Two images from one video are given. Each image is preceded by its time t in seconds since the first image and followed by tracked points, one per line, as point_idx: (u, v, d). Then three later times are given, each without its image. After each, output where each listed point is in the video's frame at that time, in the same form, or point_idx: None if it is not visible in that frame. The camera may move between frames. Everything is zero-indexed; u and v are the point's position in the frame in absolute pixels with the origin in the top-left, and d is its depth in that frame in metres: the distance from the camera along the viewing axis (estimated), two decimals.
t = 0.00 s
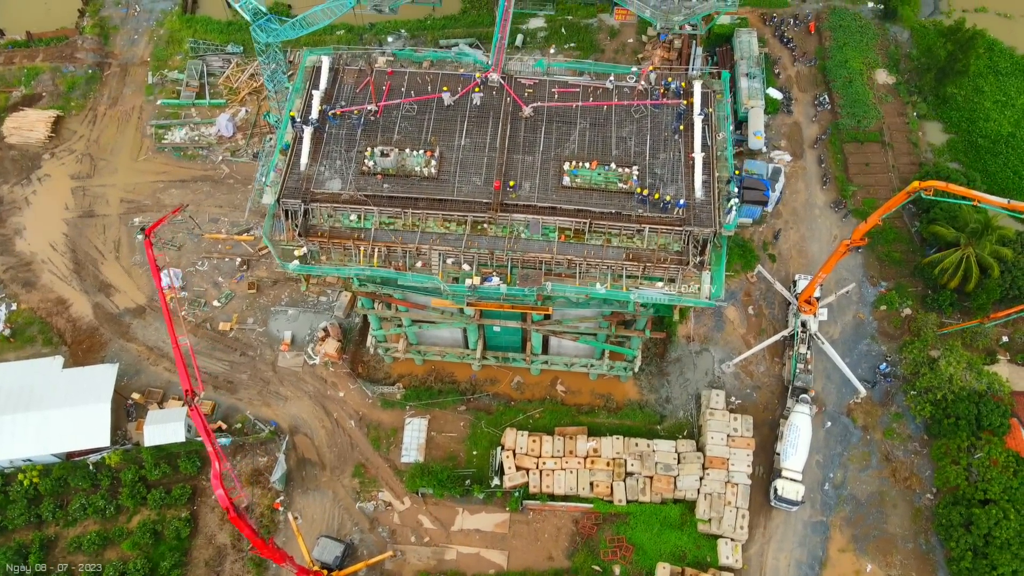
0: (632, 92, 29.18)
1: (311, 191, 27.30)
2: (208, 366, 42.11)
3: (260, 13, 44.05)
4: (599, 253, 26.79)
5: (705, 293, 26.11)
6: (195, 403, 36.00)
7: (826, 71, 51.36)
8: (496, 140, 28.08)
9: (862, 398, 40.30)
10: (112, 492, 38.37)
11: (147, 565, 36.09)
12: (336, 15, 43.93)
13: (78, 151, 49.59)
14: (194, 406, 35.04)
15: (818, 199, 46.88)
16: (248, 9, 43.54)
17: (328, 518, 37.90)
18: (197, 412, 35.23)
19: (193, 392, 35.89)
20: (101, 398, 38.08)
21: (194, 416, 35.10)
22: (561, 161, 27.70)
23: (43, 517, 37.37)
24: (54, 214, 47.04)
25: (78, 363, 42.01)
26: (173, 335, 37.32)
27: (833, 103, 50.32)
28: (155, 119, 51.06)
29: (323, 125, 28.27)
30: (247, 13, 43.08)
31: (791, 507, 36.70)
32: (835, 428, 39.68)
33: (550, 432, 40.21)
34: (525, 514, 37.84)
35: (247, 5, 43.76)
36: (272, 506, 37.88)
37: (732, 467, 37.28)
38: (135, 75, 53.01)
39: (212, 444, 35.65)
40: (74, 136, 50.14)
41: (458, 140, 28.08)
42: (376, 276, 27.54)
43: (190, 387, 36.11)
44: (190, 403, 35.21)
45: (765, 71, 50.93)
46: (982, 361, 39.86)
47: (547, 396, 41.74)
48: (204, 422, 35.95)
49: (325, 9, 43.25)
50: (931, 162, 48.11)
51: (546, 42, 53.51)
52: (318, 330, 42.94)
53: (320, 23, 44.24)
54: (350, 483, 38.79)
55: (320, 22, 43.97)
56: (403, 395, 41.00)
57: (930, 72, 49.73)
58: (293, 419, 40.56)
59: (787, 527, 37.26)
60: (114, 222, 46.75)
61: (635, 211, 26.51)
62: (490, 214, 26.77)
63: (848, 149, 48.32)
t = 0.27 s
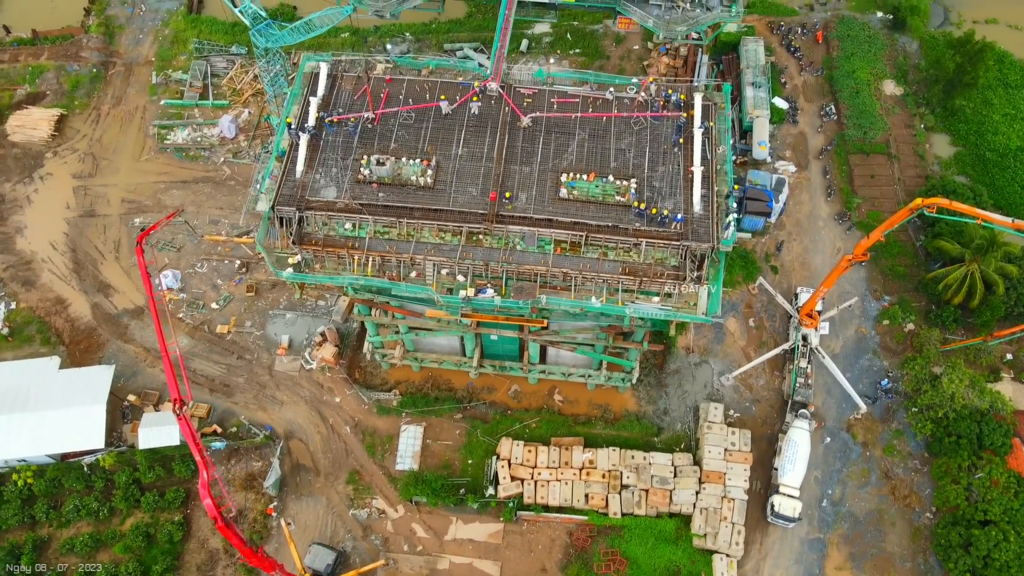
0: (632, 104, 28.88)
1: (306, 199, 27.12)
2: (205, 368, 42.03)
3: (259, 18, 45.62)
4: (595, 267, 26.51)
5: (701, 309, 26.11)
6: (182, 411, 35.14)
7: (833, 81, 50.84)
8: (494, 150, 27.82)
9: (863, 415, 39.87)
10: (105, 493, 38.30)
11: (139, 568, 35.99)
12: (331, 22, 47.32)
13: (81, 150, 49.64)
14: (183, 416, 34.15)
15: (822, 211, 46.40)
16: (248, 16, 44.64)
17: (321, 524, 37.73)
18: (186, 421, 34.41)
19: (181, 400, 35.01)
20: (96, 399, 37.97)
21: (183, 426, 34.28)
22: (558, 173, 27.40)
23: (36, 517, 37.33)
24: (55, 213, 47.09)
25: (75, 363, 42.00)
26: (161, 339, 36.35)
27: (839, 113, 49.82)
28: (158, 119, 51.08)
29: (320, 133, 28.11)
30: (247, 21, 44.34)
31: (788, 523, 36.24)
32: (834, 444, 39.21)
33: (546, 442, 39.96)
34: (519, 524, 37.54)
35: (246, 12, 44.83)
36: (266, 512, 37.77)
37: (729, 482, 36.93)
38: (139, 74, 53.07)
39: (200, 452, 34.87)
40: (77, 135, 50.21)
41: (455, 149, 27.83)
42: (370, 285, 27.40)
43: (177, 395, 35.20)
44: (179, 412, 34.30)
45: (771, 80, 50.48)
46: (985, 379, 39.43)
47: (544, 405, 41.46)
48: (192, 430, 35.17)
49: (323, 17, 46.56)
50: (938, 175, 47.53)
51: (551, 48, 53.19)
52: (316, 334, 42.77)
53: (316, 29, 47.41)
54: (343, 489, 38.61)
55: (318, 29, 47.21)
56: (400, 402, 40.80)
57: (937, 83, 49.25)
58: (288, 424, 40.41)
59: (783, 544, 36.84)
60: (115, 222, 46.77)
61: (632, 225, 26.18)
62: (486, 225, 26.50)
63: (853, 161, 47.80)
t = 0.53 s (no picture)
0: (633, 117, 28.52)
1: (301, 209, 26.88)
2: (202, 372, 41.90)
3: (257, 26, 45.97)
4: (592, 282, 26.15)
5: (699, 327, 25.91)
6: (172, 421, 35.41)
7: (841, 92, 50.25)
8: (492, 162, 27.51)
9: (864, 432, 39.35)
10: (100, 497, 38.22)
11: (131, 573, 35.88)
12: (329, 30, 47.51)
13: (84, 150, 49.65)
14: (171, 426, 34.39)
15: (827, 224, 45.87)
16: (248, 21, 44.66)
17: (314, 532, 37.51)
18: (174, 431, 34.63)
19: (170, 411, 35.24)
20: (92, 402, 37.84)
21: (171, 436, 34.44)
22: (556, 186, 27.05)
23: (30, 519, 37.30)
24: (57, 212, 47.10)
25: (73, 365, 41.95)
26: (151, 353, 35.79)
27: (847, 125, 49.25)
28: (161, 120, 51.04)
29: (318, 142, 27.89)
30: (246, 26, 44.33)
31: (785, 542, 35.85)
32: (835, 461, 38.72)
33: (543, 453, 39.65)
34: (514, 537, 37.21)
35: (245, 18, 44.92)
36: (259, 519, 37.57)
37: (726, 499, 36.51)
38: (144, 74, 53.07)
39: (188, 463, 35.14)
40: (81, 135, 50.23)
41: (453, 160, 27.53)
42: (364, 296, 27.17)
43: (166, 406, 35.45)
44: (167, 423, 34.51)
45: (778, 91, 49.97)
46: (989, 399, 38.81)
47: (542, 416, 41.11)
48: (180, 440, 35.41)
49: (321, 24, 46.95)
50: (946, 190, 46.89)
51: (557, 54, 52.83)
52: (314, 340, 42.53)
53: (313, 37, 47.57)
54: (338, 497, 38.39)
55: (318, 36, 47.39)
56: (396, 410, 40.51)
57: (947, 97, 48.51)
58: (284, 430, 40.21)
59: (780, 563, 36.42)
60: (116, 223, 46.75)
61: (630, 241, 25.81)
62: (482, 238, 26.18)
63: (860, 174, 47.23)
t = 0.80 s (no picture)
0: (635, 132, 28.10)
1: (297, 220, 26.63)
2: (199, 377, 41.73)
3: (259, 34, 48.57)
4: (589, 300, 25.78)
5: (697, 348, 25.52)
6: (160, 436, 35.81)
7: (850, 105, 49.61)
8: (491, 176, 27.17)
9: (867, 453, 38.74)
10: (94, 501, 38.07)
11: None
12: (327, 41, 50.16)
13: (87, 150, 49.62)
14: (160, 439, 34.83)
15: (833, 239, 45.30)
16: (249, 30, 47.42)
17: (308, 542, 37.26)
18: (162, 445, 35.02)
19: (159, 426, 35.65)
20: (89, 406, 37.77)
21: (159, 450, 34.81)
22: (555, 202, 26.67)
23: (24, 523, 37.18)
24: (59, 213, 47.07)
25: (71, 368, 41.84)
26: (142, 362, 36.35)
27: (855, 139, 48.64)
28: (165, 121, 50.97)
29: (315, 152, 27.65)
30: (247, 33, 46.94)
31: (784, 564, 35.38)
32: (835, 481, 38.16)
33: (540, 467, 39.29)
34: (509, 551, 36.95)
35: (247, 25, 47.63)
36: (252, 527, 37.33)
37: (724, 518, 36.14)
38: (149, 75, 53.02)
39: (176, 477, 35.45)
40: (84, 136, 50.20)
41: (451, 174, 27.20)
42: (359, 310, 26.90)
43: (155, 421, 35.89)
44: (156, 437, 34.93)
45: (786, 102, 49.37)
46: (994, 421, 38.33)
47: (540, 429, 40.70)
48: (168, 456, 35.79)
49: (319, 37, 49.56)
50: (954, 206, 46.23)
51: (563, 61, 52.40)
52: (312, 347, 42.26)
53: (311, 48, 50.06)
54: (332, 507, 38.13)
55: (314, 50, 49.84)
56: (393, 420, 40.23)
57: (958, 112, 47.53)
58: (280, 438, 39.99)
59: None
60: (117, 225, 46.70)
61: (629, 259, 25.43)
62: (479, 253, 25.84)
63: (867, 189, 46.61)
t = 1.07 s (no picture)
0: (638, 149, 27.67)
1: (294, 234, 26.33)
2: (197, 384, 41.54)
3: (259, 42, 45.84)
4: (588, 321, 25.38)
5: (698, 372, 25.08)
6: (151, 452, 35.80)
7: (860, 119, 48.95)
8: (491, 192, 26.78)
9: (870, 474, 38.13)
10: (89, 508, 37.91)
11: None
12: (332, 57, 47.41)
13: (91, 152, 49.53)
14: (149, 457, 34.73)
15: (839, 255, 44.68)
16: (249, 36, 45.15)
17: (302, 554, 36.96)
18: (151, 462, 34.92)
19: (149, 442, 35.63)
20: (85, 413, 37.63)
21: (148, 467, 34.73)
22: (555, 220, 26.27)
23: (19, 528, 37.07)
24: (61, 216, 46.99)
25: (69, 372, 41.73)
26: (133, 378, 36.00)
27: (864, 153, 48.01)
28: (170, 125, 50.83)
29: (314, 165, 27.38)
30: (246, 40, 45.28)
31: None
32: (837, 503, 37.58)
33: (537, 482, 38.91)
34: (504, 567, 36.58)
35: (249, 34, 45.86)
36: (247, 537, 37.10)
37: (723, 539, 35.67)
38: (154, 78, 52.92)
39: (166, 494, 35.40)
40: (89, 138, 50.13)
41: (451, 189, 26.84)
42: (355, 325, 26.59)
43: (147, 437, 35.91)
44: (144, 454, 34.88)
45: (795, 115, 48.77)
46: (1000, 445, 37.80)
47: (538, 443, 40.26)
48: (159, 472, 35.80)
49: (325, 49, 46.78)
50: (964, 224, 45.50)
51: (570, 70, 51.87)
52: (311, 355, 41.98)
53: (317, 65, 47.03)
54: (327, 518, 37.83)
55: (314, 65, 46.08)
56: (391, 431, 39.93)
57: (969, 128, 46.85)
58: (277, 447, 39.74)
59: None
60: (119, 229, 46.56)
61: (629, 280, 25.03)
62: (477, 271, 25.47)
63: (876, 205, 45.95)
